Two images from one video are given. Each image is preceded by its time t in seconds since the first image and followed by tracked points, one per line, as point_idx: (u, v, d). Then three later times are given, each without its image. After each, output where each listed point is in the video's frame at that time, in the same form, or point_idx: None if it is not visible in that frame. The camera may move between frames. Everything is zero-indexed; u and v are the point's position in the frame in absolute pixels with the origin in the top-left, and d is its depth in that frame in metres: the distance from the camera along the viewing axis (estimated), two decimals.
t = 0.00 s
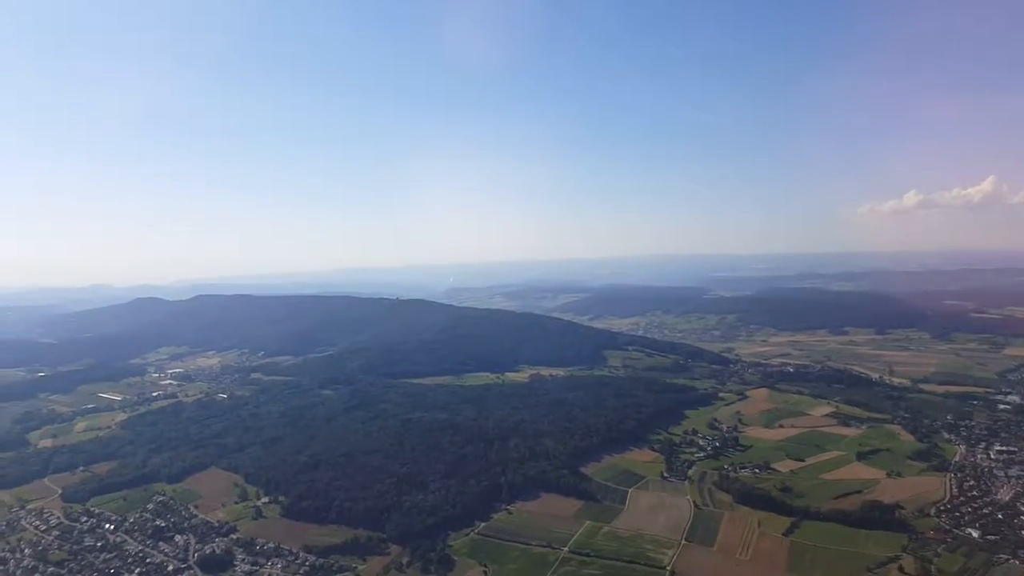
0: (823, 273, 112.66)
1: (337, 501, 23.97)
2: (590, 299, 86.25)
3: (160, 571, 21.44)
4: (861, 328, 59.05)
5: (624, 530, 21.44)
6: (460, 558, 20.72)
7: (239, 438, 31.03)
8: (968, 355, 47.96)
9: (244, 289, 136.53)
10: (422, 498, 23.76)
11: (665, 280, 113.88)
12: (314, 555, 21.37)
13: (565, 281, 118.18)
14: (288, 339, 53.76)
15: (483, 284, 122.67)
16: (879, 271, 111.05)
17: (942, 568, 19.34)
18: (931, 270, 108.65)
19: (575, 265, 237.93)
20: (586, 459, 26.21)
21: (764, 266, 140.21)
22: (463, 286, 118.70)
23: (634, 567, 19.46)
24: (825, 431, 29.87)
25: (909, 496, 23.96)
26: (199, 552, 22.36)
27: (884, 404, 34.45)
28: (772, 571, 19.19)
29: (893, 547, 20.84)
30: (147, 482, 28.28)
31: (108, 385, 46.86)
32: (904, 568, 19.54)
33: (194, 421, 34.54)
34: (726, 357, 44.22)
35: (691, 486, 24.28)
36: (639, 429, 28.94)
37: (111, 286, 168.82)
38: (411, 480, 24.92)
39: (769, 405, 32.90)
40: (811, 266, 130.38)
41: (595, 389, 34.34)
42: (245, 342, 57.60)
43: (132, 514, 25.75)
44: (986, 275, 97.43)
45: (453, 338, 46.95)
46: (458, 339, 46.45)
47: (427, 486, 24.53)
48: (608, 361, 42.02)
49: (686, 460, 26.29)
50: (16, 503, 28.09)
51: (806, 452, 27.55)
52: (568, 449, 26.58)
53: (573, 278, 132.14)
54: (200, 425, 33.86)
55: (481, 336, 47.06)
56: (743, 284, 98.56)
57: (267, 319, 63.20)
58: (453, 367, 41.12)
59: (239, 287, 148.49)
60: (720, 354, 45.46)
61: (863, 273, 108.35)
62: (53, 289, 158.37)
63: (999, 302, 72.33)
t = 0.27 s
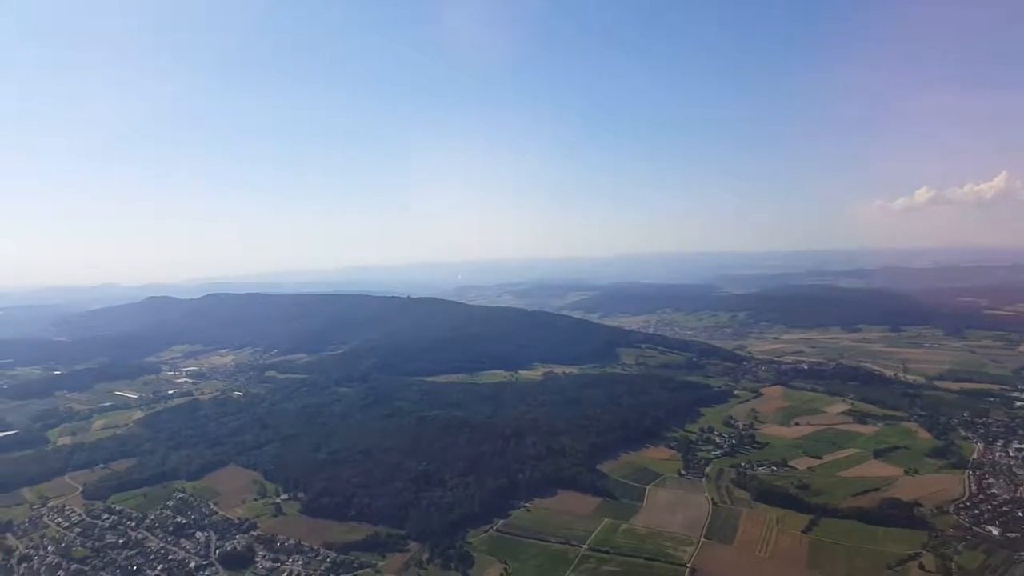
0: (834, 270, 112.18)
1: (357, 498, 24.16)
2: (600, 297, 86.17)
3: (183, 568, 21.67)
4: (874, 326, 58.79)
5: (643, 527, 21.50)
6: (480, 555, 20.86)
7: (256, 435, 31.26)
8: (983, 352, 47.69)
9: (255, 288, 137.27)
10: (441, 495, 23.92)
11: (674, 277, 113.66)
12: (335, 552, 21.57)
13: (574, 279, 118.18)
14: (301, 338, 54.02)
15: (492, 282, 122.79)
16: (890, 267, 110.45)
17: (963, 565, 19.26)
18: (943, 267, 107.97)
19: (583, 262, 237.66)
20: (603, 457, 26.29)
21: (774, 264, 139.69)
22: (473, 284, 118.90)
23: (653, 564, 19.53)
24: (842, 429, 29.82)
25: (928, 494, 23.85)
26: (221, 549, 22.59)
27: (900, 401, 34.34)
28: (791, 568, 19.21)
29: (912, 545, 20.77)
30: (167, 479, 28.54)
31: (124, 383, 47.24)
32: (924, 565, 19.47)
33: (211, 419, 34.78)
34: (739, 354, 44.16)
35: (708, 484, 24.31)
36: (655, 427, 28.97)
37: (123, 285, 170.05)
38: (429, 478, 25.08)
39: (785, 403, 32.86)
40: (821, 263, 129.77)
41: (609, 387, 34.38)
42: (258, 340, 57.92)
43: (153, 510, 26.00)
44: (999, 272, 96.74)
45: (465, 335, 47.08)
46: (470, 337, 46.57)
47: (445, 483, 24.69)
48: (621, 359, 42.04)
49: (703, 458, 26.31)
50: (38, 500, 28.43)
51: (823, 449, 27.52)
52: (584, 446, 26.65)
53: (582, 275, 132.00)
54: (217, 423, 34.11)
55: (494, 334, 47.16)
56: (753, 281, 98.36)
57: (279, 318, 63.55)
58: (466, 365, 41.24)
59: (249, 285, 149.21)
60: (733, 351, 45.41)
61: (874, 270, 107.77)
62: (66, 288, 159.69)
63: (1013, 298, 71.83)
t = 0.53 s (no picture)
0: (845, 266, 111.62)
1: (375, 495, 24.30)
2: (610, 294, 86.10)
3: (203, 564, 21.82)
4: (887, 322, 58.49)
5: (662, 525, 21.50)
6: (499, 552, 20.90)
7: (272, 432, 31.43)
8: (998, 349, 47.37)
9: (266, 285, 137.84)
10: (458, 492, 24.01)
11: (684, 274, 113.39)
12: (354, 549, 21.70)
13: (584, 276, 117.95)
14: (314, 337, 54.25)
15: (500, 279, 122.85)
16: (902, 264, 109.79)
17: (985, 563, 19.11)
18: (955, 263, 107.21)
19: (592, 259, 237.26)
20: (619, 454, 26.29)
21: (784, 260, 139.13)
22: (483, 281, 118.93)
23: (673, 561, 19.53)
24: (858, 426, 29.69)
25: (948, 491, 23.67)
26: (240, 545, 22.74)
27: (916, 398, 34.16)
28: (812, 566, 19.15)
29: (933, 543, 20.61)
30: (185, 476, 28.75)
31: (138, 380, 47.57)
32: (946, 563, 19.32)
33: (227, 416, 34.98)
34: (752, 351, 44.04)
35: (726, 481, 24.28)
36: (671, 424, 28.94)
37: (134, 283, 171.19)
38: (446, 475, 25.17)
39: (800, 400, 32.75)
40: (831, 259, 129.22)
41: (624, 384, 34.34)
42: (270, 337, 58.19)
43: (172, 507, 26.16)
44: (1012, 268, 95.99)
45: (478, 333, 47.10)
46: (482, 334, 46.63)
47: (463, 480, 24.78)
48: (634, 356, 41.98)
49: (719, 455, 26.25)
50: (57, 497, 28.67)
51: (840, 447, 27.42)
52: (601, 443, 26.66)
53: (591, 272, 131.87)
54: (232, 420, 34.31)
55: (506, 331, 47.19)
56: (764, 278, 97.89)
57: (291, 315, 63.78)
58: (478, 362, 41.32)
59: (260, 283, 149.89)
60: (745, 348, 45.28)
61: (885, 266, 107.15)
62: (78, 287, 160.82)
63: None
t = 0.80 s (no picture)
0: (855, 265, 111.14)
1: (393, 494, 24.48)
2: (620, 293, 86.08)
3: (224, 562, 22.05)
4: (899, 321, 58.28)
5: (680, 523, 21.57)
6: (518, 550, 21.02)
7: (289, 431, 31.65)
8: (1013, 348, 47.13)
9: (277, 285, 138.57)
10: (476, 490, 24.15)
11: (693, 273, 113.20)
12: (374, 547, 21.86)
13: (593, 275, 117.92)
14: (326, 337, 54.53)
15: (509, 278, 122.90)
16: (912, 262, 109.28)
17: (1006, 562, 19.02)
18: (967, 261, 106.64)
19: (600, 257, 237.14)
20: (636, 453, 26.35)
21: (793, 259, 138.64)
22: (492, 281, 119.14)
23: (692, 560, 19.59)
24: (874, 426, 29.62)
25: (966, 490, 23.58)
26: (260, 543, 22.96)
27: (931, 398, 34.05)
28: (831, 565, 19.16)
29: (952, 542, 20.51)
30: (203, 474, 29.00)
31: (153, 379, 47.94)
32: (966, 563, 19.25)
33: (243, 415, 35.24)
34: (765, 350, 43.99)
35: (743, 481, 24.31)
36: (686, 423, 28.99)
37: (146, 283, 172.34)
38: (463, 474, 25.32)
39: (815, 399, 32.72)
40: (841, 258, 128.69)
41: (638, 383, 34.39)
42: (283, 337, 58.49)
43: (191, 506, 26.41)
44: None
45: (490, 332, 47.21)
46: (495, 334, 46.73)
47: (480, 479, 24.92)
48: (647, 355, 42.01)
49: (736, 455, 26.28)
50: (77, 496, 28.99)
51: (856, 446, 27.39)
52: (617, 442, 26.74)
53: (600, 272, 131.79)
54: (249, 419, 34.56)
55: (518, 330, 47.28)
56: (774, 277, 97.61)
57: (303, 314, 64.08)
58: (491, 361, 41.44)
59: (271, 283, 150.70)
60: (758, 347, 45.22)
61: (896, 265, 106.64)
62: (90, 287, 162.02)
63: None
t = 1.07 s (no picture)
0: (867, 263, 110.46)
1: (411, 493, 24.53)
2: (630, 291, 85.89)
3: (243, 561, 22.14)
4: (913, 320, 57.88)
5: (699, 523, 21.50)
6: (537, 550, 21.01)
7: (305, 430, 31.76)
8: None
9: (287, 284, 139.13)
10: (493, 489, 24.17)
11: (704, 271, 112.84)
12: (393, 546, 21.90)
13: (601, 274, 117.85)
14: (339, 336, 54.69)
15: (518, 277, 122.81)
16: (925, 260, 108.51)
17: None
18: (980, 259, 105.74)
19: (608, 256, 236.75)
20: (653, 452, 26.29)
21: (804, 257, 137.96)
22: (501, 280, 119.20)
23: (712, 560, 19.52)
24: (892, 425, 29.41)
25: (988, 488, 23.32)
26: (279, 542, 23.05)
27: (949, 397, 33.77)
28: (852, 565, 19.02)
29: (976, 541, 20.24)
30: (220, 473, 29.15)
31: (168, 378, 48.23)
32: (990, 562, 18.98)
33: (259, 414, 35.40)
34: (779, 349, 43.80)
35: (762, 480, 24.22)
36: (703, 422, 28.90)
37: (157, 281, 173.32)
38: (481, 473, 25.35)
39: (832, 399, 32.54)
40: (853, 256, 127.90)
41: (653, 382, 34.30)
42: (296, 336, 58.69)
43: (209, 504, 26.51)
44: None
45: (502, 331, 47.23)
46: (508, 333, 46.74)
47: (497, 478, 24.94)
48: (661, 354, 41.90)
49: (753, 454, 26.18)
50: (95, 494, 29.18)
51: (875, 446, 27.20)
52: (634, 442, 26.68)
53: (609, 270, 131.54)
54: (264, 418, 34.70)
55: (531, 329, 47.25)
56: (784, 275, 97.24)
57: (314, 313, 64.30)
58: (505, 360, 41.43)
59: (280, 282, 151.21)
60: (772, 346, 45.03)
61: (908, 263, 105.90)
62: (101, 286, 162.89)
63: None
